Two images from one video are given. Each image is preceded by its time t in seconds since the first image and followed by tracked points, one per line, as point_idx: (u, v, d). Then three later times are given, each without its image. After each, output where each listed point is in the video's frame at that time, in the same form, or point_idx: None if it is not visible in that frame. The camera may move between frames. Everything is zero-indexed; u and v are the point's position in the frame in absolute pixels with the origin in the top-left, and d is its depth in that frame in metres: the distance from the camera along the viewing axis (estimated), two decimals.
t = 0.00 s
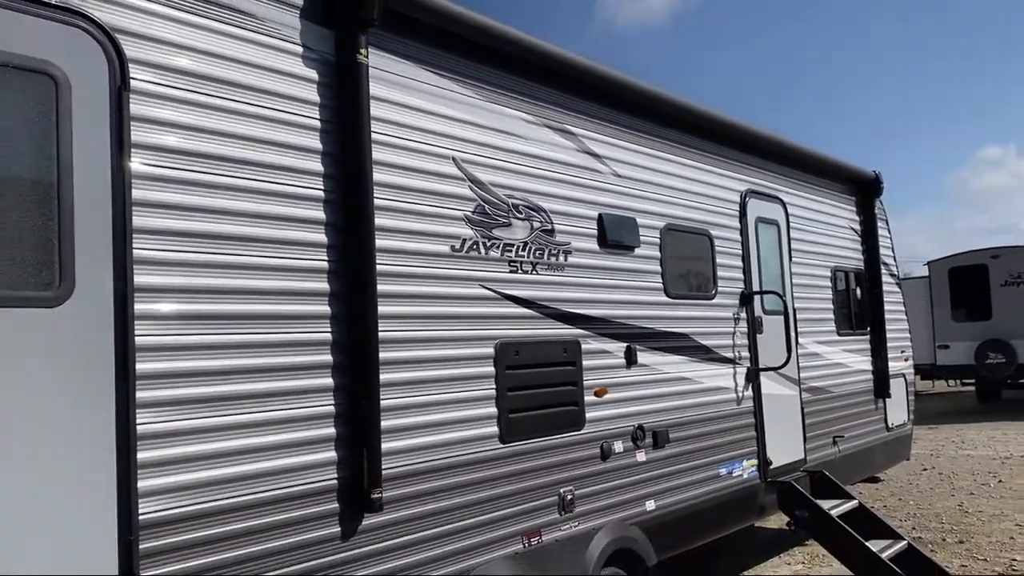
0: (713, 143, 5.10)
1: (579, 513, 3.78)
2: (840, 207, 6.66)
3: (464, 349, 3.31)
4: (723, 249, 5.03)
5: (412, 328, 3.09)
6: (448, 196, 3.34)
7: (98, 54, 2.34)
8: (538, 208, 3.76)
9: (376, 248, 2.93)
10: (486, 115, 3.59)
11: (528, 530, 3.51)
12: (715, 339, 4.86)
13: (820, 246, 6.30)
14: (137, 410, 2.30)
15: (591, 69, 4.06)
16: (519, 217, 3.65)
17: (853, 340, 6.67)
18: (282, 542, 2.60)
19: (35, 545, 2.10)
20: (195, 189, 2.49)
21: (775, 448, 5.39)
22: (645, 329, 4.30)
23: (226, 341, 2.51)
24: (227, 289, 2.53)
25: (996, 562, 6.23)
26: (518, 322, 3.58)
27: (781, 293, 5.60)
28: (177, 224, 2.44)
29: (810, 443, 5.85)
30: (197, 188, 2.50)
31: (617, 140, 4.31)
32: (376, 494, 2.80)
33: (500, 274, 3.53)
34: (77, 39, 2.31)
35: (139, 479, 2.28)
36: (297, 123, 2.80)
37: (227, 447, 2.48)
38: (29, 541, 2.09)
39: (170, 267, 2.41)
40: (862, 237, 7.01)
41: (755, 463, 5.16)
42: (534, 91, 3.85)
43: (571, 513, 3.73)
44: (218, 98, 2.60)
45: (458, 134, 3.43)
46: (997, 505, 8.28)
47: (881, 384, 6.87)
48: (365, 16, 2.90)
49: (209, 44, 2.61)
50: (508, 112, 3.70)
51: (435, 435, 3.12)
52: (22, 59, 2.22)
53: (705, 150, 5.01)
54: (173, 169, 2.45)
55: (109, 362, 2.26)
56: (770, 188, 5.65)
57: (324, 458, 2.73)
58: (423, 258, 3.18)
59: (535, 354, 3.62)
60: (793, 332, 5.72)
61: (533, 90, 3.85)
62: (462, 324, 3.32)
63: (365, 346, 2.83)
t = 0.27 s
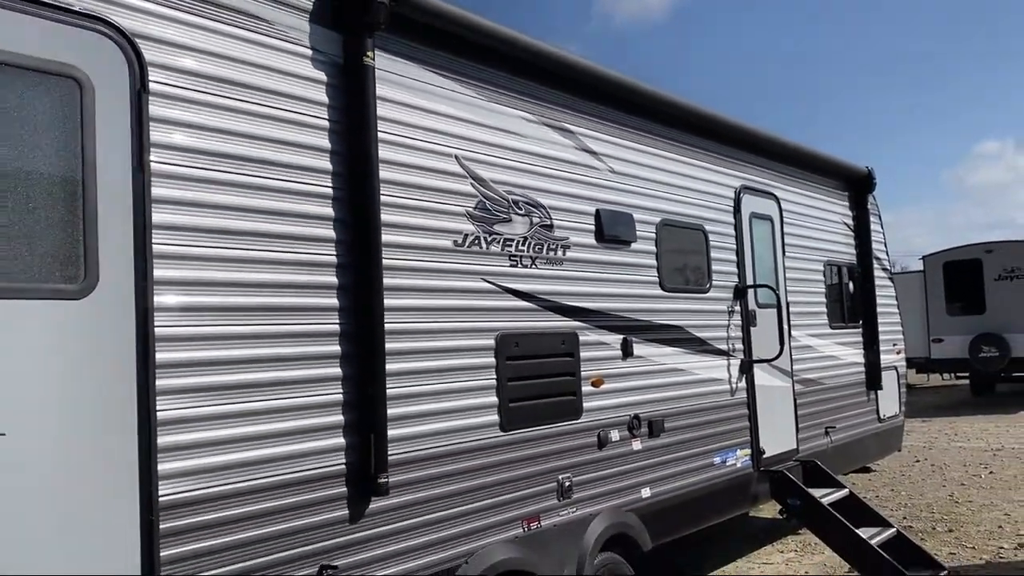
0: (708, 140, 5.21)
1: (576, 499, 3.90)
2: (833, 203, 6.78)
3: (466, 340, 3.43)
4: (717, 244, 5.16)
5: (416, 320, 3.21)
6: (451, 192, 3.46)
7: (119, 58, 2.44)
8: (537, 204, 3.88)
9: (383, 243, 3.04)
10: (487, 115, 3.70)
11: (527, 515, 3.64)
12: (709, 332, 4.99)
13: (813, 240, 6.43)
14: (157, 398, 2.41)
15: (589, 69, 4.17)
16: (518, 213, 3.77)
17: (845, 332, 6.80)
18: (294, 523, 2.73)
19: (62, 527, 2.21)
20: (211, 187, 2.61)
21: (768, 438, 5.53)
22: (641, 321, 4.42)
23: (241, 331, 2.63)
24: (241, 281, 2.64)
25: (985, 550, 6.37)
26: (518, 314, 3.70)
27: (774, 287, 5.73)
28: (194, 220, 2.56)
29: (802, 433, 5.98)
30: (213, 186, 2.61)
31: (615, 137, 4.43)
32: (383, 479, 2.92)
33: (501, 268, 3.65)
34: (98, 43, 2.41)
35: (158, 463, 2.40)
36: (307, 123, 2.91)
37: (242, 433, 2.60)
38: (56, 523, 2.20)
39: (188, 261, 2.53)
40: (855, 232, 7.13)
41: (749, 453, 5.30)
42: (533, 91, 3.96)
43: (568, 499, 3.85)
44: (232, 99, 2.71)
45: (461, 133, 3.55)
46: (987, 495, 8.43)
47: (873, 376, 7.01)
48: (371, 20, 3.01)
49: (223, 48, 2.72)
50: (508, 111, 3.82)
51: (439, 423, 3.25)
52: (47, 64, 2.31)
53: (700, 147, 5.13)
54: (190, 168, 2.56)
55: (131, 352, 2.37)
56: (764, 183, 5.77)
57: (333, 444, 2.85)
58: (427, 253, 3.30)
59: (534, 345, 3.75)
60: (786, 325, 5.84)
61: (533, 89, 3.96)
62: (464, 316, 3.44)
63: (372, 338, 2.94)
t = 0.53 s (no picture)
0: (702, 137, 5.35)
1: (572, 485, 4.05)
2: (825, 199, 6.93)
3: (466, 332, 3.58)
4: (710, 239, 5.30)
5: (420, 313, 3.35)
6: (452, 190, 3.59)
7: (139, 63, 2.58)
8: (535, 201, 4.02)
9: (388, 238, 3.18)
10: (487, 114, 3.83)
11: (526, 500, 3.79)
12: (702, 325, 5.14)
13: (804, 236, 6.57)
14: (176, 385, 2.55)
15: (586, 69, 4.31)
16: (517, 210, 3.91)
17: (836, 325, 6.95)
18: (305, 505, 2.87)
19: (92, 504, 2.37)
20: (226, 185, 2.74)
21: (760, 428, 5.68)
22: (636, 314, 4.57)
23: (254, 323, 2.77)
24: (254, 276, 2.78)
25: (971, 537, 6.52)
26: (516, 307, 3.85)
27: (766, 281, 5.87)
28: (211, 217, 2.69)
29: (793, 424, 6.14)
30: (228, 185, 2.74)
31: (610, 136, 4.57)
32: (387, 463, 3.06)
33: (500, 263, 3.79)
34: (119, 49, 2.54)
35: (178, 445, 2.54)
36: (316, 124, 3.04)
37: (256, 419, 2.74)
38: (86, 501, 2.36)
39: (205, 256, 2.66)
40: (846, 227, 7.28)
41: (740, 442, 5.45)
42: (532, 91, 4.09)
43: (565, 485, 4.00)
44: (246, 102, 2.84)
45: (462, 132, 3.68)
46: (976, 485, 8.59)
47: (863, 369, 7.16)
48: (376, 25, 3.14)
49: (237, 53, 2.85)
50: (508, 111, 3.95)
51: (441, 411, 3.39)
52: (73, 71, 2.45)
53: (694, 145, 5.27)
54: (207, 168, 2.69)
55: (151, 342, 2.50)
56: (756, 180, 5.91)
57: (339, 430, 3.00)
58: (430, 248, 3.44)
59: (532, 336, 3.89)
60: (777, 318, 6.00)
61: (531, 90, 4.10)
62: (465, 309, 3.58)
63: (377, 329, 3.09)
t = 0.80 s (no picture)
0: (697, 139, 5.48)
1: (570, 477, 4.19)
2: (818, 197, 7.06)
3: (468, 329, 3.71)
4: (705, 238, 5.43)
5: (423, 310, 3.48)
6: (454, 192, 3.72)
7: (157, 73, 2.70)
8: (534, 202, 4.14)
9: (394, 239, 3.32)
10: (488, 118, 3.96)
11: (524, 491, 3.92)
12: (697, 321, 5.27)
13: (798, 234, 6.71)
14: (195, 379, 2.68)
15: (583, 74, 4.43)
16: (516, 211, 4.04)
17: (829, 322, 7.09)
18: (314, 495, 3.01)
19: (118, 494, 2.50)
20: (239, 190, 2.86)
21: (753, 422, 5.82)
22: (632, 312, 4.70)
23: (266, 321, 2.89)
24: (266, 275, 2.91)
25: (960, 529, 6.67)
26: (516, 305, 3.98)
27: (760, 279, 6.01)
28: (225, 220, 2.81)
29: (786, 418, 6.28)
30: (241, 189, 2.87)
31: (607, 138, 4.69)
32: (393, 454, 3.20)
33: (500, 262, 3.92)
34: (139, 60, 2.67)
35: (196, 437, 2.67)
36: (324, 130, 3.17)
37: (268, 412, 2.88)
38: (113, 491, 2.49)
39: (220, 257, 2.79)
40: (839, 225, 7.42)
41: (734, 436, 5.59)
42: (532, 95, 4.22)
43: (563, 476, 4.14)
44: (258, 109, 2.97)
45: (464, 136, 3.81)
46: (967, 479, 8.74)
47: (856, 364, 7.30)
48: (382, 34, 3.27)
49: (249, 62, 2.98)
50: (508, 115, 4.07)
51: (443, 405, 3.52)
52: (96, 81, 2.57)
53: (689, 146, 5.40)
54: (222, 173, 2.82)
55: (168, 338, 2.63)
56: (750, 180, 6.04)
57: (347, 423, 3.13)
58: (433, 248, 3.57)
59: (531, 333, 4.02)
60: (770, 315, 6.13)
61: (531, 94, 4.22)
62: (467, 307, 3.71)
63: (382, 327, 3.22)
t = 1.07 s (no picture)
0: (695, 139, 5.60)
1: (572, 469, 4.32)
2: (814, 196, 7.19)
3: (474, 325, 3.83)
4: (703, 236, 5.55)
5: (431, 307, 3.60)
6: (461, 192, 3.84)
7: (177, 77, 2.81)
8: (537, 201, 4.27)
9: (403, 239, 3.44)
10: (494, 120, 4.07)
11: (528, 482, 4.05)
12: (695, 318, 5.40)
13: (794, 232, 6.84)
14: (215, 373, 2.80)
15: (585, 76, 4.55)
16: (520, 211, 4.16)
17: (825, 319, 7.22)
18: (328, 484, 3.13)
19: (145, 485, 2.61)
20: (257, 191, 2.98)
21: (750, 416, 5.95)
22: (632, 308, 4.82)
23: (282, 317, 3.01)
24: (282, 273, 3.03)
25: (952, 521, 6.81)
26: (520, 301, 4.10)
27: (757, 276, 6.14)
28: (244, 221, 2.93)
29: (783, 412, 6.41)
30: (258, 190, 2.99)
31: (608, 139, 4.81)
32: (403, 446, 3.33)
33: (504, 261, 4.04)
34: (160, 65, 2.77)
35: (216, 428, 2.79)
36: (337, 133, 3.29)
37: (284, 404, 3.00)
38: (140, 482, 2.60)
39: (238, 256, 2.91)
40: (835, 223, 7.55)
41: (731, 430, 5.72)
42: (535, 98, 4.34)
43: (565, 468, 4.27)
44: (274, 114, 3.09)
45: (470, 137, 3.93)
46: (961, 473, 8.89)
47: (851, 360, 7.43)
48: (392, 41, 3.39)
49: (265, 68, 3.09)
50: (512, 117, 4.19)
51: (450, 399, 3.65)
52: (121, 88, 2.66)
53: (688, 146, 5.51)
54: (240, 176, 2.94)
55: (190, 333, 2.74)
56: (748, 179, 6.16)
57: (359, 415, 3.26)
58: (440, 247, 3.69)
59: (534, 329, 4.14)
60: (767, 311, 6.26)
61: (534, 96, 4.34)
62: (472, 303, 3.83)
63: (392, 322, 3.34)
